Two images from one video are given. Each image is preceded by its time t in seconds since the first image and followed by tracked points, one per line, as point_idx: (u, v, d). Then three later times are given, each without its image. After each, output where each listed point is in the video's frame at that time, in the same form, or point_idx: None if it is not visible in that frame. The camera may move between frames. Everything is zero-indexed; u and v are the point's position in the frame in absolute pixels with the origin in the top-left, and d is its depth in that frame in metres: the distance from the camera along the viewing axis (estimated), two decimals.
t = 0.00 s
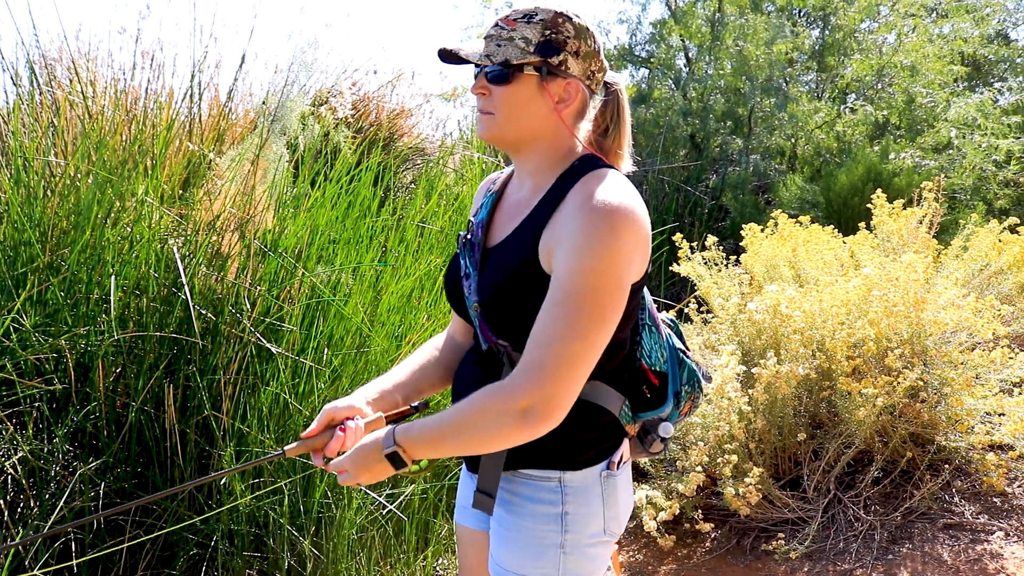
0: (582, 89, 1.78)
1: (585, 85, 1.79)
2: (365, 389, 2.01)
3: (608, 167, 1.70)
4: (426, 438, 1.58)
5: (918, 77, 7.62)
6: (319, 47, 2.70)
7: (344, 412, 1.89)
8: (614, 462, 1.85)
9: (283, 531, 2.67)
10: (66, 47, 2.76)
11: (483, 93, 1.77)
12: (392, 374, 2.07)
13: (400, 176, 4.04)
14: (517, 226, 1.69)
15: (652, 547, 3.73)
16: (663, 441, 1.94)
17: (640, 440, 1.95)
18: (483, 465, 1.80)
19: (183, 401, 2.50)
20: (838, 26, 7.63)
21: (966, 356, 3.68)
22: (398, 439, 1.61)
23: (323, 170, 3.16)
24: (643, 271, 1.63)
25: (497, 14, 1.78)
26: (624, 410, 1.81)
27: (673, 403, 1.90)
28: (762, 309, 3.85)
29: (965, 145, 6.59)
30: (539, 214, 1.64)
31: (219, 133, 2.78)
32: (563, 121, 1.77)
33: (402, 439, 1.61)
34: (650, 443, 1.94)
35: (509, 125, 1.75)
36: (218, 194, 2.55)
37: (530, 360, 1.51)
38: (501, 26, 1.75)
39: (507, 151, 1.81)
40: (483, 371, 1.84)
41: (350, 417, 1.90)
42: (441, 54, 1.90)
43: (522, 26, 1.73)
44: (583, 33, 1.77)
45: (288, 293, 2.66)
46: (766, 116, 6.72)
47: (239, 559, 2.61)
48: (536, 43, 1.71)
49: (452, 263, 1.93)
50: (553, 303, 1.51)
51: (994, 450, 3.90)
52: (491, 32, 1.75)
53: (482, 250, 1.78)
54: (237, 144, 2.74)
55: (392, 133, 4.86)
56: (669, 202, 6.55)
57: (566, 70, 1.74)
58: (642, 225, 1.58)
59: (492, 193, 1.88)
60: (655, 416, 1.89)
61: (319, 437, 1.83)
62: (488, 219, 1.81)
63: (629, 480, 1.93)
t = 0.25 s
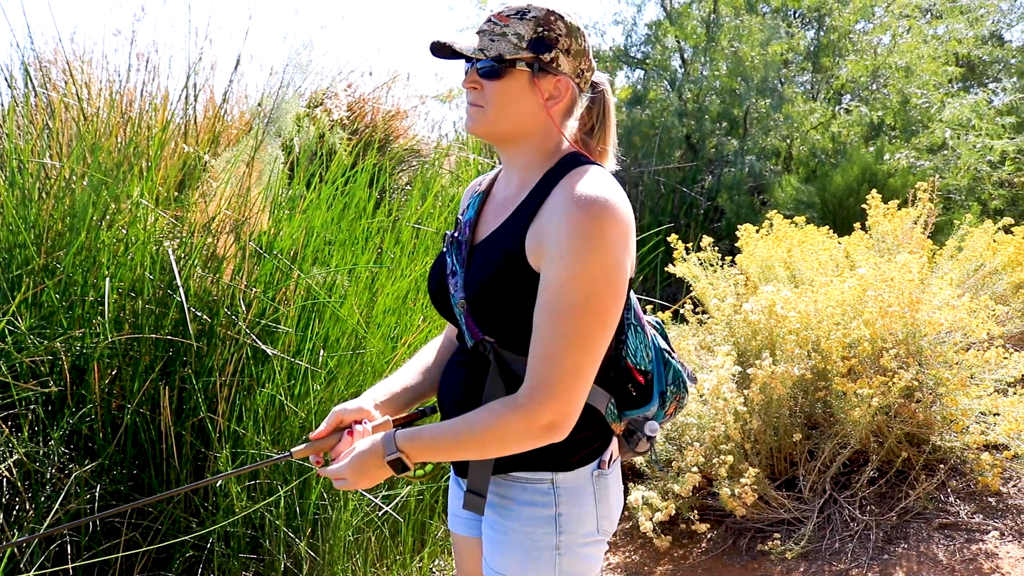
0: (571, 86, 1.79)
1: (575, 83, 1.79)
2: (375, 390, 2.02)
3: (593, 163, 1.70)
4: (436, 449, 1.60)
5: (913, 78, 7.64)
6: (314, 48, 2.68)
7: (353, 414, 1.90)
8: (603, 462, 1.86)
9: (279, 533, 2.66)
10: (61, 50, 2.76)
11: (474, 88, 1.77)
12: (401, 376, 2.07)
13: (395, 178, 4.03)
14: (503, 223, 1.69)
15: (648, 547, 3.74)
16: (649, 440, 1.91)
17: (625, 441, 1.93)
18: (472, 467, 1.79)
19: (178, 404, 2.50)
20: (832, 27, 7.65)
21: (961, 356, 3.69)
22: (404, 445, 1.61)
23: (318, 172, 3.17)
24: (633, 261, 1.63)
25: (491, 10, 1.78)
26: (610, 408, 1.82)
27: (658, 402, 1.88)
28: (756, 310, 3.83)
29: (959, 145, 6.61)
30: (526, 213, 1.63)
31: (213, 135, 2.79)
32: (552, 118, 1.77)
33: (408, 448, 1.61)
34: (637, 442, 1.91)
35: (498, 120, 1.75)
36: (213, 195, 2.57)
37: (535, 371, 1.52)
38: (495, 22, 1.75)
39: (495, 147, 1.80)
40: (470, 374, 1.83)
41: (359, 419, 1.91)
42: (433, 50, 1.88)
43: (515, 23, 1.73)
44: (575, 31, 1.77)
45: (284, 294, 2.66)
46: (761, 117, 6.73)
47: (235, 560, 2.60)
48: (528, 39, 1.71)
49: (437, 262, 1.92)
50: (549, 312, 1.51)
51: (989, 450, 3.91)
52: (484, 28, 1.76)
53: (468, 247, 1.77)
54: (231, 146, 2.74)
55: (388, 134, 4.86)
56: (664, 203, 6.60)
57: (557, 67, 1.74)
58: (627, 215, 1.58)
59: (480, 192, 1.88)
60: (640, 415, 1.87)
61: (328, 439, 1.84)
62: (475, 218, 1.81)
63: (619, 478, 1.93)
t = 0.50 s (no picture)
0: (559, 89, 1.79)
1: (561, 86, 1.80)
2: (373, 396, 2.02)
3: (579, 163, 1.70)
4: (444, 452, 1.60)
5: (909, 79, 7.65)
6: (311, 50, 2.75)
7: (353, 420, 1.90)
8: (598, 462, 1.85)
9: (276, 534, 2.66)
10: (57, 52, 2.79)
11: (462, 89, 1.77)
12: (399, 381, 2.07)
13: (392, 179, 4.03)
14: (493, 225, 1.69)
15: (646, 548, 3.75)
16: (643, 443, 1.91)
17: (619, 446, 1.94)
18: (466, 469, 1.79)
19: (175, 405, 2.49)
20: (829, 27, 7.65)
21: (957, 357, 3.69)
22: (413, 446, 1.61)
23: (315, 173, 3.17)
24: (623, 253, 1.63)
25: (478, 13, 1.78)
26: (603, 411, 1.82)
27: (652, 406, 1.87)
28: (754, 310, 3.87)
29: (955, 146, 6.62)
30: (514, 214, 1.63)
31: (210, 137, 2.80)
32: (539, 120, 1.78)
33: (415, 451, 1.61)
34: (631, 446, 1.92)
35: (486, 122, 1.75)
36: (210, 197, 2.55)
37: (535, 371, 1.52)
38: (484, 24, 1.75)
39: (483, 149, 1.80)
40: (463, 380, 1.83)
41: (359, 425, 1.91)
42: (420, 49, 1.87)
43: (503, 25, 1.73)
44: (562, 36, 1.78)
45: (281, 295, 2.65)
46: (757, 118, 6.74)
47: (232, 562, 2.60)
48: (517, 41, 1.72)
49: (430, 268, 1.92)
50: (543, 312, 1.51)
51: (985, 450, 3.92)
52: (473, 30, 1.76)
53: (461, 252, 1.77)
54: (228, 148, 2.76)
55: (385, 135, 4.86)
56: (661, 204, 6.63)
57: (545, 70, 1.75)
58: (611, 206, 1.58)
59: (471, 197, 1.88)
60: (634, 419, 1.87)
61: (327, 444, 1.84)
62: (467, 222, 1.82)
63: (612, 478, 1.93)
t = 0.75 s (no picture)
0: (556, 91, 1.80)
1: (558, 89, 1.80)
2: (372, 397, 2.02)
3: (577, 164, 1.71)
4: (445, 457, 1.60)
5: (907, 79, 7.65)
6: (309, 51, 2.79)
7: (353, 421, 1.90)
8: (598, 462, 1.85)
9: (274, 536, 2.65)
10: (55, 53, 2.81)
11: (459, 89, 1.76)
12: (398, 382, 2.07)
13: (390, 180, 4.03)
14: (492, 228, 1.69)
15: (644, 549, 3.75)
16: (642, 442, 1.91)
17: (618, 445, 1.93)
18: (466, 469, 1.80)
19: (174, 406, 2.49)
20: (826, 28, 7.65)
21: (956, 357, 3.69)
22: (411, 453, 1.61)
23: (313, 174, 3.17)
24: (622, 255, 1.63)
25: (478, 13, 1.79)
26: (603, 411, 1.82)
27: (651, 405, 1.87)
28: (752, 311, 3.87)
29: (953, 146, 6.63)
30: (512, 217, 1.63)
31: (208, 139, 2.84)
32: (536, 121, 1.78)
33: (415, 456, 1.61)
34: (629, 445, 1.92)
35: (483, 122, 1.75)
36: (208, 199, 2.58)
37: (536, 376, 1.53)
38: (483, 24, 1.76)
39: (479, 150, 1.79)
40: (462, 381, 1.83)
41: (358, 427, 1.91)
42: (417, 48, 1.85)
43: (503, 26, 1.73)
44: (559, 40, 1.79)
45: (279, 296, 2.65)
46: (756, 119, 6.74)
47: (231, 563, 2.60)
48: (516, 42, 1.72)
49: (428, 271, 1.92)
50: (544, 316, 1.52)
51: (983, 450, 3.92)
52: (472, 28, 1.76)
53: (459, 255, 1.78)
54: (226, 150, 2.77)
55: (383, 136, 4.87)
56: (659, 204, 6.57)
57: (543, 72, 1.75)
58: (609, 209, 1.58)
59: (468, 200, 1.88)
60: (633, 419, 1.87)
61: (327, 446, 1.84)
62: (465, 226, 1.82)
63: (613, 477, 1.93)
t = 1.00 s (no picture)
0: (552, 93, 1.80)
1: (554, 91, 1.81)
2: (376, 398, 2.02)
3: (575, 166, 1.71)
4: (461, 468, 1.60)
5: (908, 79, 7.65)
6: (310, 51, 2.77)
7: (357, 423, 1.90)
8: (603, 461, 1.85)
9: (274, 536, 2.66)
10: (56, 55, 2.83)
11: (456, 91, 1.76)
12: (401, 383, 2.07)
13: (390, 181, 4.03)
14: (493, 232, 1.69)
15: (645, 549, 3.75)
16: (647, 441, 1.91)
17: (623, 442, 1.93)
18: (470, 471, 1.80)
19: (174, 407, 2.49)
20: (827, 28, 7.62)
21: (956, 358, 3.68)
22: (427, 467, 1.62)
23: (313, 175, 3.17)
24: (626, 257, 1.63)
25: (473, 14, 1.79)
26: (606, 412, 1.82)
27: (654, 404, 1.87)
28: (753, 312, 3.88)
29: (954, 147, 6.62)
30: (513, 223, 1.63)
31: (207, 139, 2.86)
32: (533, 123, 1.78)
33: (430, 470, 1.62)
34: (634, 444, 1.92)
35: (482, 124, 1.74)
36: (209, 199, 2.56)
37: (549, 384, 1.53)
38: (479, 25, 1.76)
39: (477, 152, 1.78)
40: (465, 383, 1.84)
41: (363, 428, 1.91)
42: (410, 49, 1.85)
43: (499, 27, 1.73)
44: (554, 42, 1.79)
45: (279, 297, 2.65)
46: (756, 119, 6.74)
47: (231, 564, 2.61)
48: (513, 44, 1.72)
49: (428, 275, 1.92)
50: (554, 324, 1.52)
51: (984, 451, 3.92)
52: (468, 30, 1.76)
53: (462, 259, 1.78)
54: (226, 151, 2.77)
55: (384, 137, 4.86)
56: (660, 204, 6.60)
57: (539, 74, 1.76)
58: (610, 212, 1.58)
59: (467, 203, 1.88)
60: (636, 418, 1.87)
61: (331, 447, 1.84)
62: (466, 230, 1.82)
63: (616, 476, 1.93)
